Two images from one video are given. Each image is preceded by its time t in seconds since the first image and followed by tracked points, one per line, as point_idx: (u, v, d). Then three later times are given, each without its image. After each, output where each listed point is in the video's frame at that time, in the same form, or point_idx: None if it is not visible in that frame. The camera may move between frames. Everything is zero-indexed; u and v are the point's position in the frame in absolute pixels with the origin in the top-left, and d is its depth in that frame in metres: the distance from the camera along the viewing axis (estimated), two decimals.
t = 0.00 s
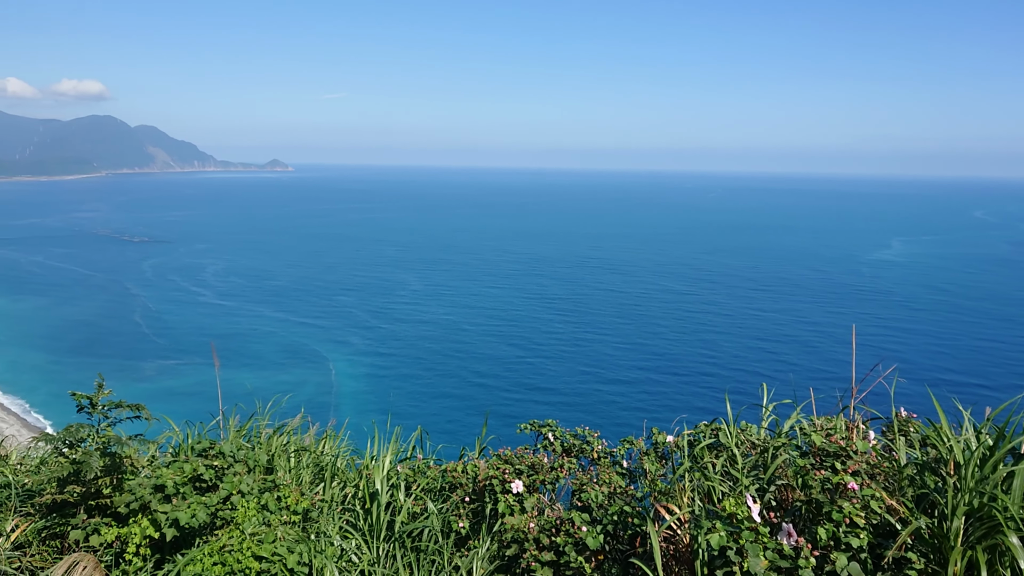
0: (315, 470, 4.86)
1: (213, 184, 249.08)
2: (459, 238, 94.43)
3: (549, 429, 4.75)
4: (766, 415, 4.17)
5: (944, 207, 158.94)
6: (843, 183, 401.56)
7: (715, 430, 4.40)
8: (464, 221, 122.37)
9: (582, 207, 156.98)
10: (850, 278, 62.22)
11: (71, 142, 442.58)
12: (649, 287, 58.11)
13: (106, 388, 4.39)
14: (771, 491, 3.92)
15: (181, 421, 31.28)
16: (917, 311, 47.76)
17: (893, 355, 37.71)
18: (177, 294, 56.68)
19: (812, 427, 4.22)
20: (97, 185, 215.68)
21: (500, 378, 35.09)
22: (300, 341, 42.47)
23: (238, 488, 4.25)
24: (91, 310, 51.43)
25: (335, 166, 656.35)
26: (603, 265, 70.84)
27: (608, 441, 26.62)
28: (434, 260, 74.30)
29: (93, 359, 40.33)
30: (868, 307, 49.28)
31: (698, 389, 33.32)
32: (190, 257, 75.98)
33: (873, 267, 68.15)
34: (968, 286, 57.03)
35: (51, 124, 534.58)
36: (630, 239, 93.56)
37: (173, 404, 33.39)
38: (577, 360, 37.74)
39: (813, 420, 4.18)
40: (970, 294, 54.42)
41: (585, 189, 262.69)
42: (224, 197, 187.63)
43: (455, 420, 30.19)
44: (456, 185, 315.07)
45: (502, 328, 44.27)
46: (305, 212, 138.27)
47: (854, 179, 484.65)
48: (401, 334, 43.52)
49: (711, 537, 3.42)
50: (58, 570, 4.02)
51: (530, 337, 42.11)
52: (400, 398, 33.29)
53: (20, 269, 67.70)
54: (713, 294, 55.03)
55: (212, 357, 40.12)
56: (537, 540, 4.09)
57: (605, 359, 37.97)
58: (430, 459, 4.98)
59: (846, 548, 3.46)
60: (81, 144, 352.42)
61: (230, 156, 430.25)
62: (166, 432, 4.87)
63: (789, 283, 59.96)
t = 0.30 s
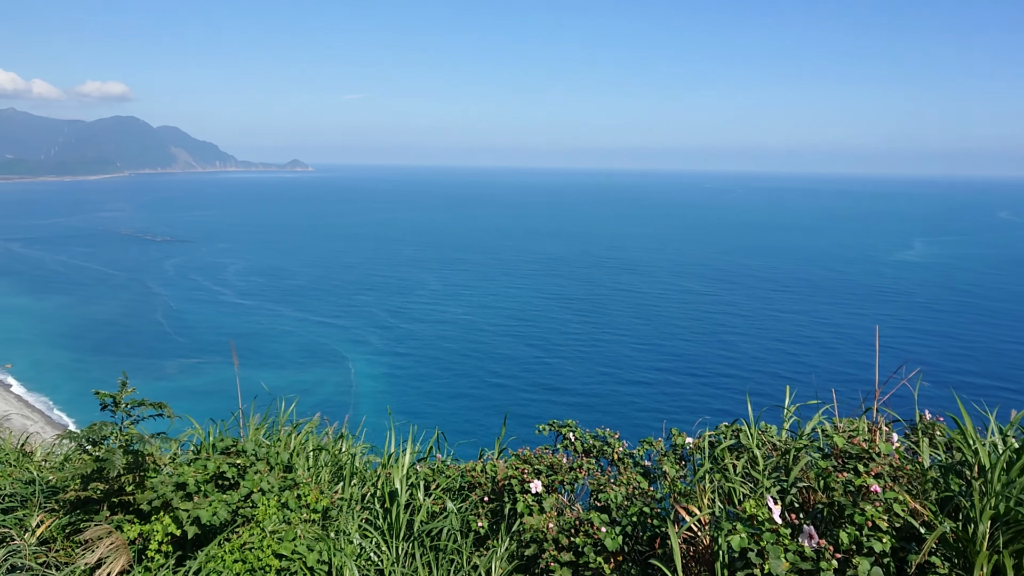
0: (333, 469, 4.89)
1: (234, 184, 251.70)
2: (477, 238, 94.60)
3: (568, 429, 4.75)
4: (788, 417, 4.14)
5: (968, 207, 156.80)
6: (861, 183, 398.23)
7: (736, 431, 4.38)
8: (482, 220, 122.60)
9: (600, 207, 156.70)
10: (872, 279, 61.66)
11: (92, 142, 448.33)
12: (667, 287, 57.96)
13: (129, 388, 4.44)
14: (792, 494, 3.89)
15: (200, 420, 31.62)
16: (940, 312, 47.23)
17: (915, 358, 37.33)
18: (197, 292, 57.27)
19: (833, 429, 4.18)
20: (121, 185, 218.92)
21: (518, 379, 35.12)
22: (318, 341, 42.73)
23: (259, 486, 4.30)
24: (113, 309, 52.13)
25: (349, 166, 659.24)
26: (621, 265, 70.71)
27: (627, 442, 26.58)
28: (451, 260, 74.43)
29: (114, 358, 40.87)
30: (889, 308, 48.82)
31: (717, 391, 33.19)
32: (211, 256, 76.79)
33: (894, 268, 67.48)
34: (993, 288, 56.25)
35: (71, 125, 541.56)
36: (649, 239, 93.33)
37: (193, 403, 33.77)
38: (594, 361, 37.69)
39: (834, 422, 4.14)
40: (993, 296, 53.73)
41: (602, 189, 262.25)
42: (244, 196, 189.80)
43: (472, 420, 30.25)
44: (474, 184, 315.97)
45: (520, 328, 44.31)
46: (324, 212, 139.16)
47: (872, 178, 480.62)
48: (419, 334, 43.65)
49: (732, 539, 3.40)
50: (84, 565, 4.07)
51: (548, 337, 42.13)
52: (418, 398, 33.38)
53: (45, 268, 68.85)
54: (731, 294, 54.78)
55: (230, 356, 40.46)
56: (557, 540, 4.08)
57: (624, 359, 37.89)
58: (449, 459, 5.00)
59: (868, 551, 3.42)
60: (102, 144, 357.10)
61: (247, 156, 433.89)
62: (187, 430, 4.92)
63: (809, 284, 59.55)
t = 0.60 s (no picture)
0: (350, 470, 4.89)
1: (253, 184, 254.29)
2: (494, 238, 94.89)
3: (585, 430, 4.75)
4: (809, 418, 4.11)
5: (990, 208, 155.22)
6: (878, 183, 394.92)
7: (755, 433, 4.35)
8: (499, 221, 123.13)
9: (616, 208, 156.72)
10: (892, 280, 61.19)
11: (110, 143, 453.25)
12: (684, 287, 57.87)
13: (151, 386, 4.50)
14: (813, 496, 3.87)
15: (219, 419, 31.99)
16: (961, 314, 46.78)
17: (935, 360, 37.02)
18: (215, 292, 57.81)
19: (855, 432, 4.14)
20: (143, 185, 221.72)
21: (535, 379, 35.19)
22: (334, 341, 42.97)
23: (277, 485, 4.33)
24: (133, 308, 52.78)
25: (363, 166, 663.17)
26: (638, 265, 70.64)
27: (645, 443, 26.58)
28: (468, 261, 74.60)
29: (134, 356, 41.40)
30: (910, 310, 48.45)
31: (736, 393, 33.10)
32: (230, 256, 77.50)
33: (915, 269, 66.91)
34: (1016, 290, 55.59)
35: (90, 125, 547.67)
36: (667, 239, 93.27)
37: (212, 401, 34.13)
38: (612, 361, 37.67)
39: (857, 424, 4.09)
40: (1016, 297, 53.11)
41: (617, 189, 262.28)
42: (263, 197, 191.76)
43: (490, 421, 30.36)
44: (489, 184, 316.16)
45: (537, 329, 44.38)
46: (342, 212, 140.20)
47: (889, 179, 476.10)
48: (436, 334, 43.81)
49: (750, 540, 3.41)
50: (105, 562, 4.11)
51: (566, 338, 42.18)
52: (435, 398, 33.51)
53: (68, 267, 69.88)
54: (748, 295, 54.69)
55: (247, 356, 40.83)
56: (575, 541, 4.07)
57: (641, 360, 37.86)
58: (465, 458, 4.99)
59: (889, 554, 3.39)
60: (122, 146, 362.11)
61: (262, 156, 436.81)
62: (207, 428, 4.97)
63: (828, 285, 59.17)
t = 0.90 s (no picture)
0: (366, 470, 4.92)
1: (269, 185, 255.87)
2: (510, 239, 94.98)
3: (601, 430, 4.76)
4: (828, 419, 4.09)
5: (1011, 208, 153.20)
6: (895, 183, 391.46)
7: (773, 435, 4.35)
8: (515, 221, 123.18)
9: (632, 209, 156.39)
10: (911, 282, 60.64)
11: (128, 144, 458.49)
12: (701, 288, 57.65)
13: (170, 384, 4.55)
14: (831, 498, 3.86)
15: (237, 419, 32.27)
16: (983, 316, 46.27)
17: (956, 362, 36.66)
18: (232, 292, 58.28)
19: (875, 435, 4.12)
20: (164, 186, 224.63)
21: (553, 380, 35.23)
22: (349, 341, 43.17)
23: (295, 485, 4.38)
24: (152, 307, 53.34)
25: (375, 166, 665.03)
26: (655, 266, 70.44)
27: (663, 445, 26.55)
28: (484, 261, 74.67)
29: (153, 355, 41.87)
30: (930, 312, 48.00)
31: (754, 395, 32.97)
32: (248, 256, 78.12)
33: (935, 271, 66.26)
34: None
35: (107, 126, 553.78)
36: (683, 240, 92.99)
37: (230, 401, 34.45)
38: (629, 362, 37.62)
39: (878, 427, 4.08)
40: None
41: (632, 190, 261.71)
42: (281, 197, 193.75)
43: (506, 421, 30.44)
44: (505, 185, 317.12)
45: (554, 329, 44.38)
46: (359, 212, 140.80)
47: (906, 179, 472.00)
48: (453, 334, 43.89)
49: (771, 542, 3.38)
50: (124, 560, 4.14)
51: (583, 339, 42.15)
52: (452, 399, 33.61)
53: (90, 267, 70.83)
54: (766, 296, 54.43)
55: (263, 356, 41.12)
56: (591, 542, 4.06)
57: (659, 361, 37.78)
58: (482, 460, 5.00)
59: (910, 557, 3.36)
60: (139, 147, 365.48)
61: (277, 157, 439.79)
62: (224, 427, 5.01)
63: (846, 287, 58.78)
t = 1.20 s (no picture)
0: (382, 469, 4.93)
1: (286, 185, 257.77)
2: (526, 239, 95.15)
3: (621, 432, 4.74)
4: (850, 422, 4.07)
5: None
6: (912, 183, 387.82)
7: (793, 436, 4.34)
8: (531, 222, 123.36)
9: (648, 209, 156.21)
10: (932, 284, 60.09)
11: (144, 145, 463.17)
12: (718, 289, 57.46)
13: (191, 382, 4.59)
14: (854, 502, 3.83)
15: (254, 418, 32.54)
16: (1006, 318, 45.73)
17: (978, 365, 36.29)
18: (250, 292, 58.62)
19: (897, 438, 4.10)
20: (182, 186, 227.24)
21: (570, 381, 35.23)
22: (366, 342, 43.29)
23: (313, 485, 4.41)
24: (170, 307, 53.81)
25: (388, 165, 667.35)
26: (672, 267, 70.28)
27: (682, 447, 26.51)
28: (500, 261, 74.75)
29: (172, 355, 42.24)
30: (952, 314, 47.55)
31: (773, 397, 32.85)
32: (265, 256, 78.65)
33: (956, 272, 65.60)
34: None
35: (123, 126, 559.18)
36: (700, 240, 92.80)
37: (248, 401, 34.68)
38: (646, 364, 37.50)
39: (900, 430, 4.05)
40: None
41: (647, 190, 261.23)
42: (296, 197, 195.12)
43: (523, 422, 30.44)
44: (520, 185, 317.14)
45: (572, 330, 44.37)
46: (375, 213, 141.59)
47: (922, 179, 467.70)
48: (470, 335, 43.97)
49: (791, 546, 3.37)
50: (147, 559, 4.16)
51: (601, 340, 42.12)
52: (469, 400, 33.69)
53: (110, 267, 71.63)
54: (784, 298, 54.19)
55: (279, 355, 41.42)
56: (609, 544, 4.04)
57: (677, 362, 37.72)
58: (500, 461, 5.01)
59: (932, 561, 3.33)
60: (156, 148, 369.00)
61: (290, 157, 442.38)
62: (242, 426, 5.04)
63: (865, 288, 58.25)
